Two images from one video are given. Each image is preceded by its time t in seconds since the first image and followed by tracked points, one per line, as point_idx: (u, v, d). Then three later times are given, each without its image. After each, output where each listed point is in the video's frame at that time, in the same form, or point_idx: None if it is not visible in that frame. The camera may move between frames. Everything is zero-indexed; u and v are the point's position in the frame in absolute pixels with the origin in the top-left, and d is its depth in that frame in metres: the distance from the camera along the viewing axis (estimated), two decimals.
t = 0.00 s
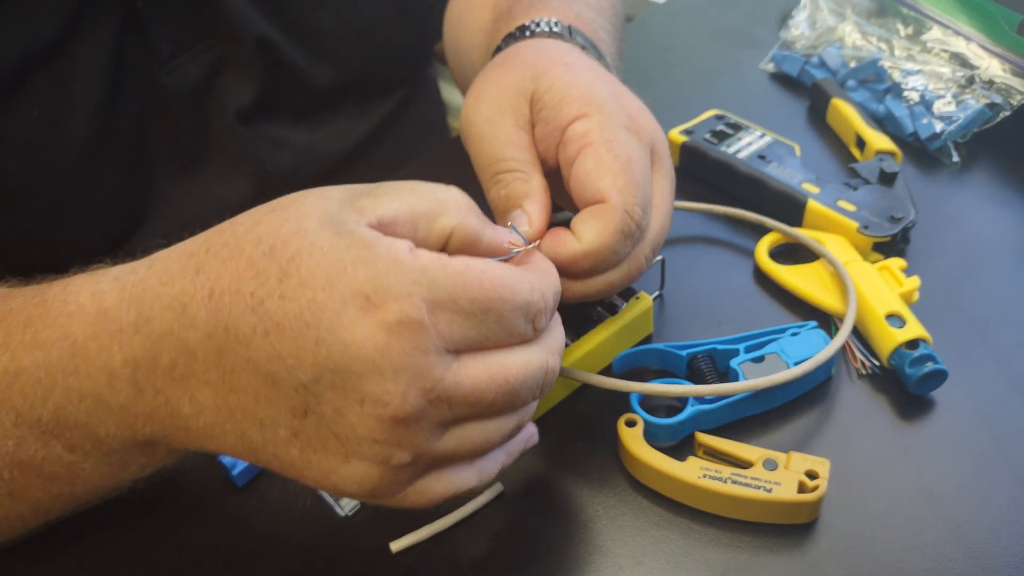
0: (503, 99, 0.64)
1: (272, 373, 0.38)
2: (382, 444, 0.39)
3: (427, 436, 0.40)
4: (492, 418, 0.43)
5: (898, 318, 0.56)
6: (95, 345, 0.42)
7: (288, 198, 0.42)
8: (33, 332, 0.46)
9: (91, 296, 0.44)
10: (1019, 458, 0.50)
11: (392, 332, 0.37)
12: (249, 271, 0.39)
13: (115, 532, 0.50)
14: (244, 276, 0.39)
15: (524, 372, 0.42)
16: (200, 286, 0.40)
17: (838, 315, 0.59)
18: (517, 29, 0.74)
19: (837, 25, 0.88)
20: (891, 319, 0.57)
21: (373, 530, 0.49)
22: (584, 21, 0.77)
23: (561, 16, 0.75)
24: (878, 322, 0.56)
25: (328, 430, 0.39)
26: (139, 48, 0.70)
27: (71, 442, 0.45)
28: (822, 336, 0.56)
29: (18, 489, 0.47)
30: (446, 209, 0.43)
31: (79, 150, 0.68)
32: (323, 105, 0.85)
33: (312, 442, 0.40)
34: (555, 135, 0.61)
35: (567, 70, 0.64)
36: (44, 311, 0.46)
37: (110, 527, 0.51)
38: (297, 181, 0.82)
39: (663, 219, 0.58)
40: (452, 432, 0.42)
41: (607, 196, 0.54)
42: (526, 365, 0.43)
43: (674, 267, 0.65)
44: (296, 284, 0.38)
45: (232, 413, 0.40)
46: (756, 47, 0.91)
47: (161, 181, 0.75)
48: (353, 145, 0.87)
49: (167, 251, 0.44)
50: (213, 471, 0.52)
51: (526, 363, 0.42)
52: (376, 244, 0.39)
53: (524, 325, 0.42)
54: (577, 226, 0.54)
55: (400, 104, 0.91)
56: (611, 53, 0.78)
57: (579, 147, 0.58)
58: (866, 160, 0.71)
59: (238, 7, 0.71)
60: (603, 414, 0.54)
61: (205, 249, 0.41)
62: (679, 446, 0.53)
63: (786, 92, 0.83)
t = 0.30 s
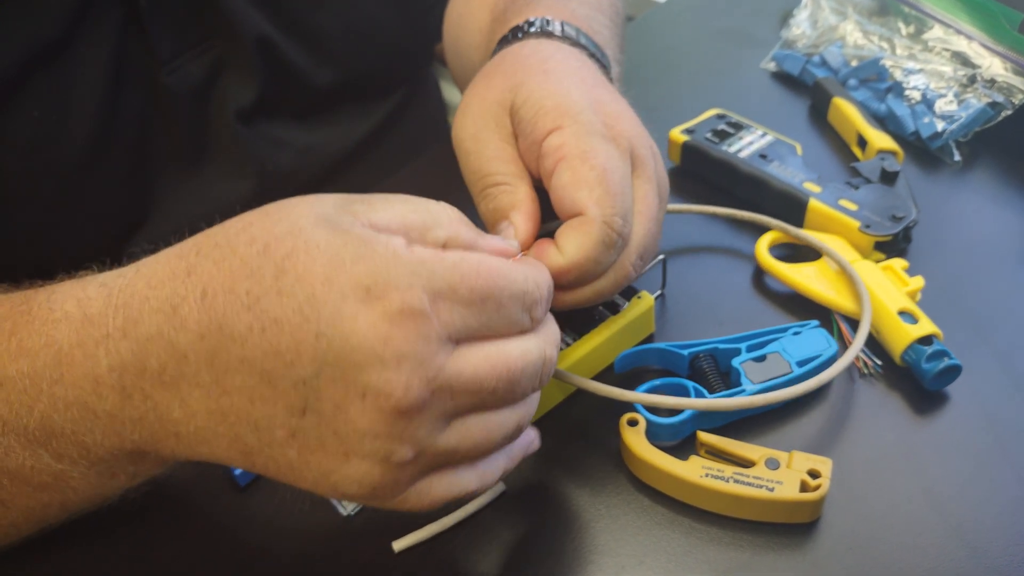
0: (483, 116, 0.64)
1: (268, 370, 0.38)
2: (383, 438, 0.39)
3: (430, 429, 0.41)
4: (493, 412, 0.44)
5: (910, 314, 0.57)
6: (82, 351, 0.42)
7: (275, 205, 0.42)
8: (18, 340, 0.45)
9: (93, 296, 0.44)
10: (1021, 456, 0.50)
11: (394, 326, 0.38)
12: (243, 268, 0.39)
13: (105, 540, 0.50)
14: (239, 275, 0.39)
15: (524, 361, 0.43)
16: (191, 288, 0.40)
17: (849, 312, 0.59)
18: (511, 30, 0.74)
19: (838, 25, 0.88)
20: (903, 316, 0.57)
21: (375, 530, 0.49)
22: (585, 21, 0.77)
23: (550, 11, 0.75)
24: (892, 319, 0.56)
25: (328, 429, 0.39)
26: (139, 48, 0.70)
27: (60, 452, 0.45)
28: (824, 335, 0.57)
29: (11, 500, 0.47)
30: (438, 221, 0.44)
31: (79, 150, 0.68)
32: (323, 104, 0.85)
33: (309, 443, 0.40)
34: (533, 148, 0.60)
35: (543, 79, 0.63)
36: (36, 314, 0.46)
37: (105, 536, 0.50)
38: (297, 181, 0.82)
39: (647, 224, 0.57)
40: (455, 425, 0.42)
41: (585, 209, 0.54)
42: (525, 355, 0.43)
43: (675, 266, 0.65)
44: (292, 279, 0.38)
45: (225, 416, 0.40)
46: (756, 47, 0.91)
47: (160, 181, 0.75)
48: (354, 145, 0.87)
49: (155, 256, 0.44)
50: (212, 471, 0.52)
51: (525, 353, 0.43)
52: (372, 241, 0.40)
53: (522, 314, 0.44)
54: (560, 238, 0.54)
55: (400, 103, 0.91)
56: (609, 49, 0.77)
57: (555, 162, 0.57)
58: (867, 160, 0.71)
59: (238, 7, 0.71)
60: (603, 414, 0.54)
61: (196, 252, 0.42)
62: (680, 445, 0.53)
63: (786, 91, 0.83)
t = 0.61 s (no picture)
0: (492, 100, 0.65)
1: (259, 350, 0.38)
2: (376, 416, 0.39)
3: (425, 405, 0.40)
4: (493, 388, 0.43)
5: (915, 312, 0.56)
6: (81, 342, 0.43)
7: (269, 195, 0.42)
8: (17, 335, 0.46)
9: (93, 293, 0.44)
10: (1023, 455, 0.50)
11: (383, 302, 0.38)
12: (233, 248, 0.40)
13: (106, 540, 0.50)
14: (229, 256, 0.40)
15: (521, 332, 0.42)
16: (184, 273, 0.41)
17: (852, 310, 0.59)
18: (512, 26, 0.74)
19: (840, 23, 0.88)
20: (908, 314, 0.57)
21: (376, 528, 0.49)
22: (586, 19, 0.77)
23: (556, 12, 0.75)
24: (896, 316, 0.56)
25: (320, 408, 0.39)
26: (140, 47, 0.70)
27: (58, 446, 0.46)
28: (826, 334, 0.56)
29: (9, 496, 0.47)
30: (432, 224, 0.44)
31: (79, 149, 0.68)
32: (324, 103, 0.85)
33: (303, 425, 0.39)
34: (540, 126, 0.61)
35: (555, 61, 0.65)
36: (37, 307, 0.47)
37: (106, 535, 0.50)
38: (298, 180, 0.82)
39: (648, 202, 0.57)
40: (453, 402, 0.41)
41: (581, 183, 0.55)
42: (521, 325, 0.42)
43: (676, 265, 0.65)
44: (280, 254, 0.39)
45: (220, 403, 0.40)
46: (758, 45, 0.91)
47: (161, 180, 0.75)
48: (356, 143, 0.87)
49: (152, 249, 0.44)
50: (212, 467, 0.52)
51: (521, 324, 0.42)
52: (360, 215, 0.40)
53: (516, 284, 0.43)
54: (553, 217, 0.55)
55: (401, 102, 0.91)
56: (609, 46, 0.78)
57: (561, 136, 0.58)
58: (870, 158, 0.70)
59: (242, 8, 0.71)
60: (604, 412, 0.54)
61: (191, 238, 0.42)
62: (682, 443, 0.53)
63: (789, 90, 0.83)
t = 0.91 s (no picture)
0: (511, 87, 0.64)
1: (264, 379, 0.39)
2: (377, 447, 0.40)
3: (424, 441, 0.41)
4: (491, 428, 0.44)
5: (914, 313, 0.56)
6: (72, 353, 0.43)
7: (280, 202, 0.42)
8: (10, 340, 0.46)
9: (91, 296, 0.44)
10: None
11: (391, 333, 0.38)
12: (238, 273, 0.39)
13: (99, 536, 0.50)
14: (235, 282, 0.39)
15: (525, 385, 0.43)
16: (184, 292, 0.40)
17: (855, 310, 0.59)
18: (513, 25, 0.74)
19: (841, 22, 0.88)
20: (907, 314, 0.57)
21: (376, 529, 0.49)
22: (586, 20, 0.77)
23: (556, 12, 0.75)
24: (894, 317, 0.56)
25: (322, 437, 0.40)
26: (140, 48, 0.70)
27: (47, 452, 0.46)
28: (827, 334, 0.56)
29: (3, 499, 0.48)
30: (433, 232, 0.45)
31: (80, 150, 0.68)
32: (325, 103, 0.85)
33: (304, 449, 0.40)
34: (564, 114, 0.61)
35: (575, 51, 0.65)
36: (30, 312, 0.47)
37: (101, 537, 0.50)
38: (299, 180, 0.82)
39: (675, 187, 0.58)
40: (450, 438, 0.43)
41: (615, 165, 0.55)
42: (526, 377, 0.43)
43: (676, 264, 0.65)
44: (290, 287, 0.38)
45: (218, 421, 0.41)
46: (759, 44, 0.91)
47: (162, 181, 0.75)
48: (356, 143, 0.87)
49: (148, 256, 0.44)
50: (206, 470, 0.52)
51: (527, 376, 0.43)
52: (372, 247, 0.40)
53: (524, 330, 0.43)
54: (584, 199, 0.55)
55: (401, 101, 0.91)
56: (607, 46, 0.78)
57: (589, 120, 0.58)
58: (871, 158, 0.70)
59: (242, 9, 0.71)
60: (604, 412, 0.54)
61: (190, 255, 0.41)
62: (683, 443, 0.53)
63: (790, 89, 0.83)
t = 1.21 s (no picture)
0: (527, 82, 0.64)
1: (264, 400, 0.39)
2: (383, 457, 0.41)
3: (429, 450, 0.42)
4: (496, 430, 0.44)
5: (914, 313, 0.56)
6: (71, 373, 0.43)
7: (267, 211, 0.42)
8: (7, 356, 0.46)
9: (91, 308, 0.44)
10: None
11: (388, 352, 0.39)
12: (231, 296, 0.40)
13: (99, 542, 0.50)
14: (229, 304, 0.39)
15: (527, 386, 0.43)
16: (179, 314, 0.40)
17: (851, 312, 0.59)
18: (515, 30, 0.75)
19: (841, 23, 0.88)
20: (906, 314, 0.57)
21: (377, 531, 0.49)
22: (588, 27, 0.77)
23: (562, 18, 0.76)
24: (895, 319, 0.56)
25: (328, 449, 0.41)
26: (141, 51, 0.70)
27: (53, 467, 0.46)
28: (828, 335, 0.56)
29: (4, 506, 0.47)
30: (428, 231, 0.45)
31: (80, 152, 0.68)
32: (325, 105, 0.85)
33: (311, 461, 0.41)
34: (582, 113, 0.62)
35: (592, 55, 0.66)
36: (26, 329, 0.47)
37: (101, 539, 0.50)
38: (300, 182, 0.82)
39: (682, 199, 0.60)
40: (455, 443, 0.43)
41: (640, 164, 0.56)
42: (528, 378, 0.43)
43: (676, 264, 0.65)
44: (283, 308, 0.39)
45: (222, 439, 0.41)
46: (759, 46, 0.91)
47: (162, 183, 0.75)
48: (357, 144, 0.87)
49: (139, 273, 0.44)
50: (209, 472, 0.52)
51: (528, 378, 0.43)
52: (365, 260, 0.40)
53: (523, 334, 0.43)
54: (606, 196, 0.56)
55: (401, 102, 0.91)
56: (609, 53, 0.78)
57: (611, 120, 0.59)
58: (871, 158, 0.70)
59: (243, 10, 0.71)
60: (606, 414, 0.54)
61: (182, 272, 0.42)
62: (683, 444, 0.53)
63: (790, 91, 0.83)
